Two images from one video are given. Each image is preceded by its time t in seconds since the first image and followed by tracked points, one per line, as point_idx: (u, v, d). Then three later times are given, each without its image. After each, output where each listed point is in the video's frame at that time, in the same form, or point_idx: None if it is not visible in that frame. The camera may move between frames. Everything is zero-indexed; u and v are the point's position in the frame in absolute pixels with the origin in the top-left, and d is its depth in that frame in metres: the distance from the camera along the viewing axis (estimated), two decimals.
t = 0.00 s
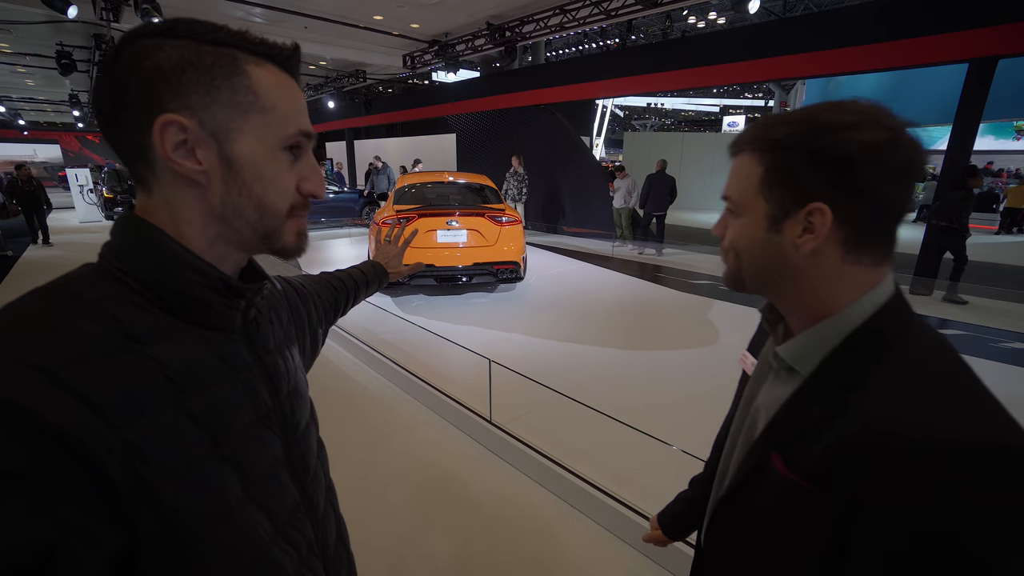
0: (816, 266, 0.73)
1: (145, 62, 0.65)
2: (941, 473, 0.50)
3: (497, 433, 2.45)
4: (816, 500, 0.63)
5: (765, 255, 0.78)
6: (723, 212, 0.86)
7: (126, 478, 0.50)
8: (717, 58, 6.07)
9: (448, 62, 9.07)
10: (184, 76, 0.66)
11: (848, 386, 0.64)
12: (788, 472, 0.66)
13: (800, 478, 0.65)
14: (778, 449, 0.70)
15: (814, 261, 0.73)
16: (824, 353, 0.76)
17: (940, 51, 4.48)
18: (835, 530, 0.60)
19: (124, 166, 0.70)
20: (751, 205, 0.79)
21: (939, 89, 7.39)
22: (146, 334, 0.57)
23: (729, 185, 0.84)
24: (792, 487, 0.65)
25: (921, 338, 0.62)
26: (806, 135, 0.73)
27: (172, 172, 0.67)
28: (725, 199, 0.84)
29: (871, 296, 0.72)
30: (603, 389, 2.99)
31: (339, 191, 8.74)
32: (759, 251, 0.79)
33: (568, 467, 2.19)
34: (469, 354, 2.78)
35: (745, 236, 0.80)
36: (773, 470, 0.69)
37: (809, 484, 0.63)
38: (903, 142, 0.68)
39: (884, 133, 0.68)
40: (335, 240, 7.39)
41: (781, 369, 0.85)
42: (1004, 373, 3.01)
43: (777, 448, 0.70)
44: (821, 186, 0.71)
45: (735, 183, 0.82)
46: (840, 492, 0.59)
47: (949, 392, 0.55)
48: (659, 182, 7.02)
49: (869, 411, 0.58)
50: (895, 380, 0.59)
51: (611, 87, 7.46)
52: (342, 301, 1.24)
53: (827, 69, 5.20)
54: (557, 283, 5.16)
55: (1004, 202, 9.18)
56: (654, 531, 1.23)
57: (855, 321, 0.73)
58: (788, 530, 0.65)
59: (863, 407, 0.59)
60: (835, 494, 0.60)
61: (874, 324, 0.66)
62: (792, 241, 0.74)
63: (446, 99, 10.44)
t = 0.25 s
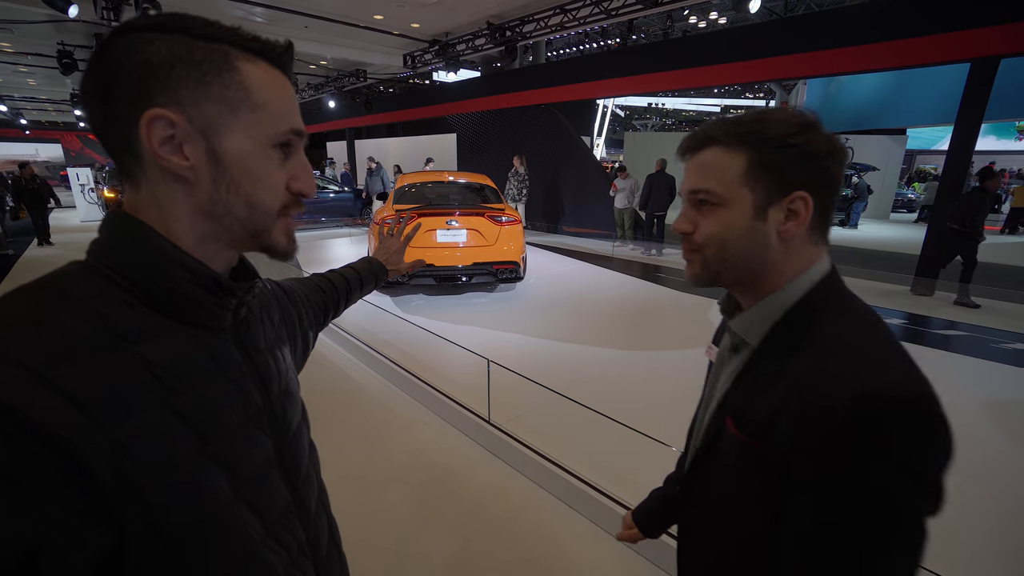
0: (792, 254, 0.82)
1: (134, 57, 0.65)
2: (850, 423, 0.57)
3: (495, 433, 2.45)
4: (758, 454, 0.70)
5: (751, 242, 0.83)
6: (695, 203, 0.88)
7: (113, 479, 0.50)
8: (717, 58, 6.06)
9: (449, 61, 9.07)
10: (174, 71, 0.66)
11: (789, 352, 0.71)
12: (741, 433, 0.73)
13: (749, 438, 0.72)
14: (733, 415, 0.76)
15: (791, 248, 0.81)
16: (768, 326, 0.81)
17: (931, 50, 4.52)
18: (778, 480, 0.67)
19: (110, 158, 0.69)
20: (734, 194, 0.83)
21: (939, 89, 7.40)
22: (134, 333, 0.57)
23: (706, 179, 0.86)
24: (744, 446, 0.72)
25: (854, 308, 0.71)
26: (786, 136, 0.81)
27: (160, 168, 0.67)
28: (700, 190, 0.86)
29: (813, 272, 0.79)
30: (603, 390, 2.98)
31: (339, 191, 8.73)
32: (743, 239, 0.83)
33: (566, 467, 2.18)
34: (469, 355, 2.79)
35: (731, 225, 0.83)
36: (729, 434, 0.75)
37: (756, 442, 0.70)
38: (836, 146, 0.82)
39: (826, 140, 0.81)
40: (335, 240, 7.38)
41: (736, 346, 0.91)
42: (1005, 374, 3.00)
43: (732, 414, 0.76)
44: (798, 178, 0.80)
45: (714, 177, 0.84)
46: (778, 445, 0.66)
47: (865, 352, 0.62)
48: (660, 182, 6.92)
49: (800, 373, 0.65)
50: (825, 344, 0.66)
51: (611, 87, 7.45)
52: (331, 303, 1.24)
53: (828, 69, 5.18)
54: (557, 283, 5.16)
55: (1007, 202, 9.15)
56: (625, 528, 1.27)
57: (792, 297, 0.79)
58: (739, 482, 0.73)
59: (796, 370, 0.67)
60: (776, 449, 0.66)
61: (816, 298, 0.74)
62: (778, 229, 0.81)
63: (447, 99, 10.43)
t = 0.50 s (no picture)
0: (759, 240, 0.91)
1: (127, 50, 0.63)
2: (803, 388, 0.65)
3: (493, 434, 2.43)
4: (720, 415, 0.79)
5: (724, 229, 0.90)
6: (674, 194, 0.95)
7: (91, 484, 0.49)
8: (718, 57, 6.04)
9: (449, 61, 9.06)
10: (168, 68, 0.65)
11: (749, 326, 0.80)
12: (707, 398, 0.82)
13: (712, 401, 0.81)
14: (701, 383, 0.85)
15: (758, 235, 0.90)
16: (735, 304, 0.91)
17: (934, 51, 4.50)
18: (735, 436, 0.76)
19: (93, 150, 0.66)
20: (710, 186, 0.90)
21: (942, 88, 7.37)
22: (114, 334, 0.56)
23: (683, 173, 0.92)
24: (709, 409, 0.81)
25: (809, 284, 0.81)
26: (755, 134, 0.89)
27: (148, 164, 0.65)
28: (679, 181, 0.93)
29: (775, 256, 0.88)
30: (602, 391, 2.95)
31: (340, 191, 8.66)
32: (718, 227, 0.90)
33: (564, 466, 2.17)
34: (470, 355, 2.80)
35: (706, 213, 0.91)
36: (696, 400, 0.84)
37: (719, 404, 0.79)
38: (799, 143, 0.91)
39: (790, 138, 0.90)
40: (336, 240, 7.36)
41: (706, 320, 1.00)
42: (1007, 375, 2.97)
43: (700, 383, 0.85)
44: (766, 172, 0.88)
45: (692, 171, 0.91)
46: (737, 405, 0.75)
47: (817, 323, 0.71)
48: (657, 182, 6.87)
49: (762, 343, 0.74)
50: (783, 317, 0.74)
51: (612, 87, 7.43)
52: (331, 300, 1.22)
53: (829, 69, 5.16)
54: (558, 283, 5.13)
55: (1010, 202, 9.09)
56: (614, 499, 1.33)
57: (758, 278, 0.89)
58: (703, 442, 0.82)
59: (758, 341, 0.75)
60: (735, 408, 0.75)
61: (778, 276, 0.83)
62: (749, 218, 0.89)
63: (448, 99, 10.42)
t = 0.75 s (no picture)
0: (764, 229, 0.93)
1: (119, 42, 0.62)
2: (795, 369, 0.69)
3: (492, 433, 2.42)
4: (709, 389, 0.83)
5: (734, 217, 0.92)
6: (692, 177, 0.95)
7: (79, 479, 0.48)
8: (719, 57, 6.03)
9: (450, 60, 9.06)
10: (162, 59, 0.64)
11: (744, 308, 0.84)
12: (697, 372, 0.85)
13: (703, 374, 0.85)
14: (692, 358, 0.88)
15: (764, 224, 0.93)
16: (731, 286, 0.94)
17: (931, 51, 4.50)
18: (723, 409, 0.80)
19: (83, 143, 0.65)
20: (728, 172, 0.91)
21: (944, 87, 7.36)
22: (102, 329, 0.55)
23: (703, 155, 0.93)
24: (698, 382, 0.84)
25: (799, 275, 0.85)
26: (774, 126, 0.90)
27: (145, 156, 0.64)
28: (699, 165, 0.94)
29: (772, 247, 0.92)
30: (602, 391, 2.93)
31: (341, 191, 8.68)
32: (730, 213, 0.92)
33: (563, 466, 2.16)
34: (469, 356, 2.81)
35: (721, 198, 0.92)
36: (686, 373, 0.87)
37: (711, 377, 0.83)
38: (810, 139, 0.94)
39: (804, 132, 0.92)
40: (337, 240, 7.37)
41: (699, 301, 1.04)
42: (1009, 375, 2.96)
43: (692, 358, 0.88)
44: (781, 164, 0.91)
45: (713, 156, 0.92)
46: (728, 379, 0.79)
47: (809, 310, 0.75)
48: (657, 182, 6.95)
49: (756, 326, 0.77)
50: (777, 303, 0.78)
51: (612, 87, 7.42)
52: (323, 303, 1.22)
53: (830, 68, 5.15)
54: (558, 283, 5.13)
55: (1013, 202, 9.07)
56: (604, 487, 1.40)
57: (756, 263, 0.93)
58: (688, 413, 0.86)
59: (752, 322, 0.79)
60: (726, 382, 0.79)
61: (772, 264, 0.87)
62: (759, 206, 0.91)
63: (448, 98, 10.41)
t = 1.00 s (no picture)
0: (770, 231, 0.94)
1: (117, 39, 0.62)
2: (810, 363, 0.70)
3: (491, 433, 2.42)
4: (715, 380, 0.82)
5: (743, 229, 0.92)
6: (694, 200, 0.95)
7: (74, 475, 0.48)
8: (720, 57, 6.03)
9: (451, 60, 9.06)
10: (159, 58, 0.64)
11: (751, 303, 0.85)
12: (702, 361, 0.84)
13: (708, 364, 0.84)
14: (696, 348, 0.87)
15: (771, 227, 0.93)
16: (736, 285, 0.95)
17: (920, 52, 4.56)
18: (729, 402, 0.80)
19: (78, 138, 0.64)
20: (730, 189, 0.91)
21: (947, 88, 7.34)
22: (96, 326, 0.55)
23: (703, 177, 0.92)
24: (703, 371, 0.83)
25: (801, 276, 0.87)
26: (765, 134, 0.90)
27: (142, 153, 0.64)
28: (700, 187, 0.93)
29: (776, 249, 0.93)
30: (602, 391, 2.93)
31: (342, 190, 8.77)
32: (739, 226, 0.92)
33: (562, 466, 2.16)
34: (468, 355, 2.70)
35: (727, 215, 0.92)
36: (689, 362, 0.86)
37: (717, 367, 0.82)
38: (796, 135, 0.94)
39: (789, 131, 0.92)
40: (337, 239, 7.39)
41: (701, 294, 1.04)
42: (1009, 376, 2.96)
43: (695, 348, 0.87)
44: (780, 169, 0.91)
45: (712, 177, 0.91)
46: (738, 372, 0.79)
47: (817, 309, 0.78)
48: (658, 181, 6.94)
49: (769, 321, 0.78)
50: (790, 301, 0.80)
51: (613, 87, 7.42)
52: (317, 303, 1.22)
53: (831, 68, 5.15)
54: (558, 283, 5.13)
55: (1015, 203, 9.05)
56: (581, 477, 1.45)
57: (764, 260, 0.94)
58: (689, 401, 0.85)
59: (764, 315, 0.79)
60: (735, 374, 0.79)
61: (776, 267, 0.89)
62: (764, 213, 0.92)
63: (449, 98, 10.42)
